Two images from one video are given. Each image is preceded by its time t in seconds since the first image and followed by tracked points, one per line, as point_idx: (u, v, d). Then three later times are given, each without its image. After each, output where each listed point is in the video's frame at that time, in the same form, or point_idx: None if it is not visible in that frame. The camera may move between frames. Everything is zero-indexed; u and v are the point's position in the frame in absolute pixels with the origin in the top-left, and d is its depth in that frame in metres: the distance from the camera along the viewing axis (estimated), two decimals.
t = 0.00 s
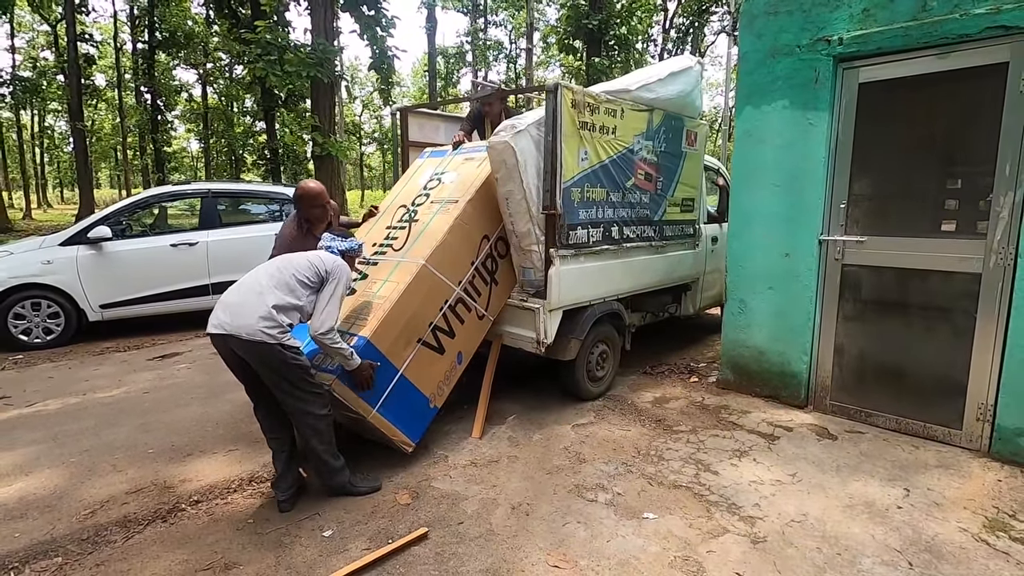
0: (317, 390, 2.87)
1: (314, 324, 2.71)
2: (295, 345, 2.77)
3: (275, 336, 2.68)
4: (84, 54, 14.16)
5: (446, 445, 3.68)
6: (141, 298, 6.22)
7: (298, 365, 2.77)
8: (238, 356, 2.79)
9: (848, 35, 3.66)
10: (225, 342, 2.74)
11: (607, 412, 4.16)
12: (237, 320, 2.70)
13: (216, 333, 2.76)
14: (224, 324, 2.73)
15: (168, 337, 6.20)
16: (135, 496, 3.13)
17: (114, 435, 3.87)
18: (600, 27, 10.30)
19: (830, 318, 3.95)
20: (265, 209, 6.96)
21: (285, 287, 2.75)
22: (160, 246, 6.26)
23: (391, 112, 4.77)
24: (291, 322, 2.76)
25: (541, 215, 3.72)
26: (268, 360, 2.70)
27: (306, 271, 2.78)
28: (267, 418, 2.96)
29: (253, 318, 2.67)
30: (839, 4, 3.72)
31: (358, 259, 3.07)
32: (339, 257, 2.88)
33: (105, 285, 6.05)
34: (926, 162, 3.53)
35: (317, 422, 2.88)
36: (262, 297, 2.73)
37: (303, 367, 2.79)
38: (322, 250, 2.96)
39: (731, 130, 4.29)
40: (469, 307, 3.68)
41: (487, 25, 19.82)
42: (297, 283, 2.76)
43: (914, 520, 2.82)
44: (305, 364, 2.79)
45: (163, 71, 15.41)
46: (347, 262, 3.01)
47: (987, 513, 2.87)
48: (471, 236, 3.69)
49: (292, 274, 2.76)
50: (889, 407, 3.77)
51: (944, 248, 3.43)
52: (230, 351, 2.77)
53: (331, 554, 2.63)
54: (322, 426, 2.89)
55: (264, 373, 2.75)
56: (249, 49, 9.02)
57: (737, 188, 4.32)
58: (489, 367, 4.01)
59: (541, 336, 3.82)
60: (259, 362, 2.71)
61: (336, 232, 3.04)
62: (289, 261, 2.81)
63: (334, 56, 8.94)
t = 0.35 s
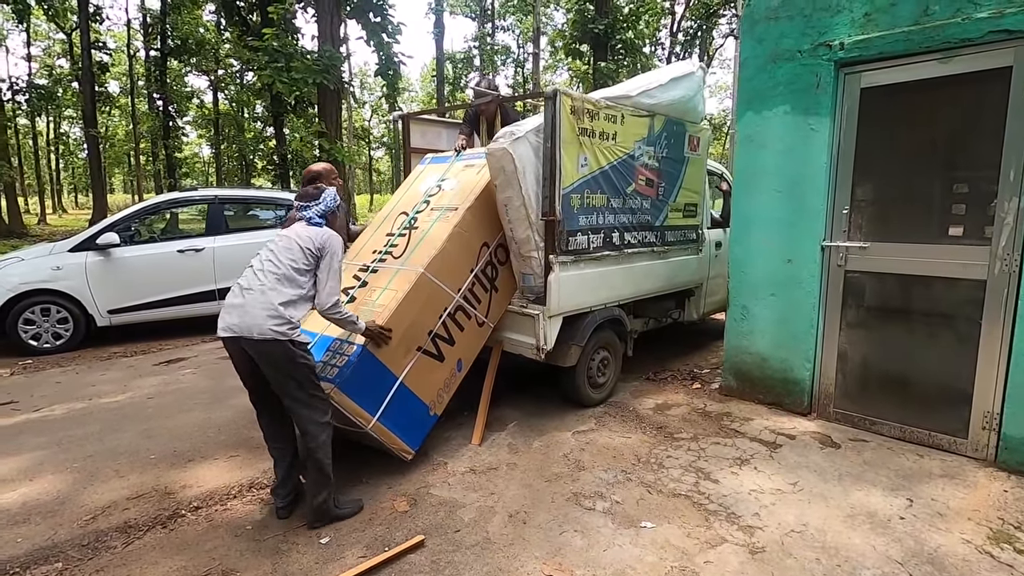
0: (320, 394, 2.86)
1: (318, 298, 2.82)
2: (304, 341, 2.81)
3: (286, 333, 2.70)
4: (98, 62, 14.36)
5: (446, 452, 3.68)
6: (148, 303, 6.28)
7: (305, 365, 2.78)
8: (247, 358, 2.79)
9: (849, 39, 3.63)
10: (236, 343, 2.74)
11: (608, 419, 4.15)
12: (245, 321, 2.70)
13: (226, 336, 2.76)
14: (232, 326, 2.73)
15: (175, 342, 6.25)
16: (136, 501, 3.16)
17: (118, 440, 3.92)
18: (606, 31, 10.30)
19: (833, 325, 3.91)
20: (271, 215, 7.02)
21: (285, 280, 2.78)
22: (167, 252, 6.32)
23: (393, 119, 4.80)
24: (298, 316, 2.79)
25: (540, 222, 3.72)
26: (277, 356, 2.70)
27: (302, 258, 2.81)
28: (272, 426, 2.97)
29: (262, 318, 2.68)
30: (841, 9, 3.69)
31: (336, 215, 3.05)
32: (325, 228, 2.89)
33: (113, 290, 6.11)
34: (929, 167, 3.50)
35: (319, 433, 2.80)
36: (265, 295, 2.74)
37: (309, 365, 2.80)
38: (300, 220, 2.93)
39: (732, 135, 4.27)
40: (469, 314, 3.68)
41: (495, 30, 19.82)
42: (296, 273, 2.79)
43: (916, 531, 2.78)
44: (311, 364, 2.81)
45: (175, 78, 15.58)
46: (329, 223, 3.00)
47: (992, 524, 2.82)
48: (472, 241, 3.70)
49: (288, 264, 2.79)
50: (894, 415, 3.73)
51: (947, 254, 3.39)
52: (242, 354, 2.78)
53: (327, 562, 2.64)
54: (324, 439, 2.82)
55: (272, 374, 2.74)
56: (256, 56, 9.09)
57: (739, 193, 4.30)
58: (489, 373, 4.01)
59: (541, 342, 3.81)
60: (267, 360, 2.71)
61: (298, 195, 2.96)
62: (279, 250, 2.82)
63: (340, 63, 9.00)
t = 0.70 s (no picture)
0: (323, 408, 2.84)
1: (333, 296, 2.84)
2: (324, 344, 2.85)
3: (316, 336, 2.74)
4: (114, 70, 14.56)
5: (449, 459, 3.66)
6: (158, 309, 6.33)
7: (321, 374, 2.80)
8: (263, 364, 2.77)
9: (856, 42, 3.59)
10: (261, 349, 2.70)
11: (613, 426, 4.11)
12: (272, 328, 2.67)
13: (249, 343, 2.70)
14: (257, 333, 2.68)
15: (184, 348, 6.30)
16: (140, 508, 3.17)
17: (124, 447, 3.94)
18: (614, 35, 10.19)
19: (842, 331, 3.85)
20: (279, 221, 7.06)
21: (305, 283, 2.77)
22: (177, 258, 6.37)
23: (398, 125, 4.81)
24: (321, 318, 2.82)
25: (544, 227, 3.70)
26: (299, 362, 2.70)
27: (319, 258, 2.80)
28: (276, 437, 2.95)
29: (291, 323, 2.68)
30: (847, 12, 3.65)
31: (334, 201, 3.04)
32: (331, 222, 2.89)
33: (124, 296, 6.18)
34: (939, 171, 3.44)
35: (314, 448, 2.77)
36: (290, 301, 2.72)
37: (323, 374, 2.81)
38: (302, 213, 2.90)
39: (738, 139, 4.23)
40: (472, 322, 3.66)
41: (504, 35, 19.81)
42: (313, 274, 2.79)
43: (927, 544, 2.71)
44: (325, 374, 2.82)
45: (189, 85, 15.75)
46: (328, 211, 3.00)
47: (1005, 537, 2.75)
48: (473, 246, 3.68)
49: (306, 266, 2.77)
50: (905, 423, 3.66)
51: (958, 259, 3.33)
52: (257, 360, 2.75)
53: (327, 571, 2.63)
54: (319, 454, 2.78)
55: (289, 382, 2.72)
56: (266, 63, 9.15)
57: (746, 198, 4.25)
58: (493, 380, 3.99)
59: (545, 349, 3.79)
60: (288, 368, 2.69)
61: (297, 182, 2.90)
62: (291, 251, 2.78)
63: (348, 70, 9.04)
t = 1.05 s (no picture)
0: (315, 420, 2.84)
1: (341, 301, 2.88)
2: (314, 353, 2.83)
3: (303, 345, 2.74)
4: (123, 79, 14.69)
5: (451, 468, 3.64)
6: (164, 316, 6.35)
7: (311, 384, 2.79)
8: (252, 373, 2.74)
9: (861, 46, 3.56)
10: (249, 356, 2.69)
11: (618, 434, 4.07)
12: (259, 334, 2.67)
13: (237, 348, 2.70)
14: (245, 339, 2.68)
15: (189, 354, 6.31)
16: (142, 516, 3.16)
17: (127, 453, 3.94)
18: (619, 40, 10.17)
19: (849, 337, 3.80)
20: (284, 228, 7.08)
21: (297, 289, 2.77)
22: (183, 264, 6.39)
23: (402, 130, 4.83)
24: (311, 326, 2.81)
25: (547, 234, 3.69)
26: (287, 373, 2.69)
27: (310, 264, 2.80)
28: (263, 454, 2.86)
29: (279, 330, 2.68)
30: (852, 15, 3.62)
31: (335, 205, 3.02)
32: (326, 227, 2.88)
33: (130, 302, 6.20)
34: (947, 175, 3.40)
35: (309, 458, 2.76)
36: (281, 307, 2.72)
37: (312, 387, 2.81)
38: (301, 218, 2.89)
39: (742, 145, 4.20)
40: (477, 333, 3.63)
41: (510, 42, 19.84)
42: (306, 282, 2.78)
43: (937, 555, 2.66)
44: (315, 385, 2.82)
45: (196, 93, 15.85)
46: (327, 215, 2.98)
47: (1018, 549, 2.69)
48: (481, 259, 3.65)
49: (300, 273, 2.77)
50: (914, 431, 3.60)
51: (967, 264, 3.29)
52: (247, 368, 2.72)
53: None
54: (315, 465, 2.78)
55: (277, 397, 2.71)
56: (272, 71, 9.20)
57: (751, 204, 4.21)
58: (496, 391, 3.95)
59: (548, 356, 3.76)
60: (277, 380, 2.68)
61: (300, 185, 2.88)
62: (287, 257, 2.77)
63: (354, 76, 9.07)
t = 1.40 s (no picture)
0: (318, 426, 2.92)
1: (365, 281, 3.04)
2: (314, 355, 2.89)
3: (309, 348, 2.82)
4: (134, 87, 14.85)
5: (458, 473, 3.62)
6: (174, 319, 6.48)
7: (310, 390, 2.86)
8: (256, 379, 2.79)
9: (871, 48, 3.52)
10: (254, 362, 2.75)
11: (626, 439, 4.04)
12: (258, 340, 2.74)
13: (241, 354, 2.75)
14: (250, 346, 2.73)
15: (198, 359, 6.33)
16: (149, 520, 3.17)
17: (137, 454, 3.96)
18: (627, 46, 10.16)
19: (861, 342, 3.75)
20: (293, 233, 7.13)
21: (298, 293, 2.80)
22: (193, 270, 6.49)
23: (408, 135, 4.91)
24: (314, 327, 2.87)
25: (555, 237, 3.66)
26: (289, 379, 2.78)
27: (311, 267, 2.82)
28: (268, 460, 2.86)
29: (284, 336, 2.73)
30: (860, 18, 3.57)
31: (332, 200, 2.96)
32: (324, 226, 2.85)
33: (140, 307, 6.30)
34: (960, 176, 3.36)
35: (314, 463, 2.87)
36: (283, 313, 2.76)
37: (315, 392, 2.87)
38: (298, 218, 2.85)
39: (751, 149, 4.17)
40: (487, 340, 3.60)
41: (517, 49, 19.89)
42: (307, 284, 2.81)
43: (952, 565, 2.61)
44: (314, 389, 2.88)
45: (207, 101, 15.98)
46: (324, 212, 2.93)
47: None
48: (491, 266, 3.63)
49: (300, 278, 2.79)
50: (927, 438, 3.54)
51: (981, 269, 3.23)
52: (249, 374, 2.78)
53: None
54: (319, 470, 2.89)
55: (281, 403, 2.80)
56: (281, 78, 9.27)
57: (761, 208, 4.18)
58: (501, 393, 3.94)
59: (555, 360, 3.72)
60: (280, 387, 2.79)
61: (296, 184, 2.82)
62: (286, 261, 2.77)
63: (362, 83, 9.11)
